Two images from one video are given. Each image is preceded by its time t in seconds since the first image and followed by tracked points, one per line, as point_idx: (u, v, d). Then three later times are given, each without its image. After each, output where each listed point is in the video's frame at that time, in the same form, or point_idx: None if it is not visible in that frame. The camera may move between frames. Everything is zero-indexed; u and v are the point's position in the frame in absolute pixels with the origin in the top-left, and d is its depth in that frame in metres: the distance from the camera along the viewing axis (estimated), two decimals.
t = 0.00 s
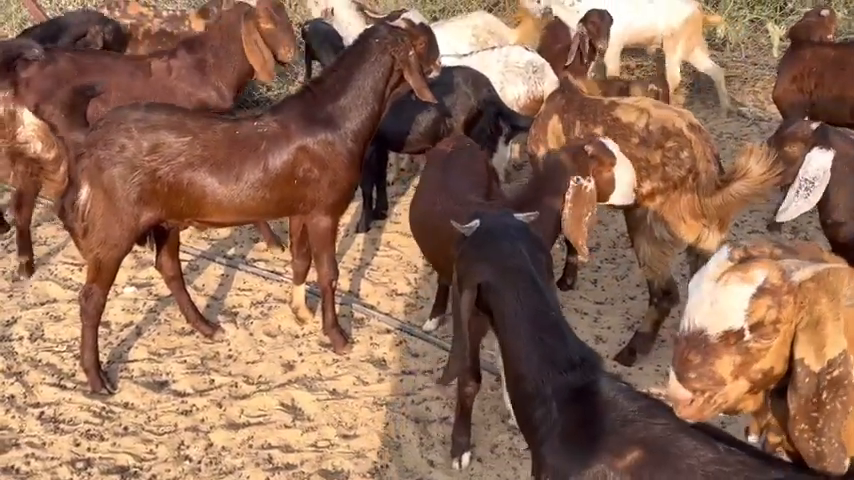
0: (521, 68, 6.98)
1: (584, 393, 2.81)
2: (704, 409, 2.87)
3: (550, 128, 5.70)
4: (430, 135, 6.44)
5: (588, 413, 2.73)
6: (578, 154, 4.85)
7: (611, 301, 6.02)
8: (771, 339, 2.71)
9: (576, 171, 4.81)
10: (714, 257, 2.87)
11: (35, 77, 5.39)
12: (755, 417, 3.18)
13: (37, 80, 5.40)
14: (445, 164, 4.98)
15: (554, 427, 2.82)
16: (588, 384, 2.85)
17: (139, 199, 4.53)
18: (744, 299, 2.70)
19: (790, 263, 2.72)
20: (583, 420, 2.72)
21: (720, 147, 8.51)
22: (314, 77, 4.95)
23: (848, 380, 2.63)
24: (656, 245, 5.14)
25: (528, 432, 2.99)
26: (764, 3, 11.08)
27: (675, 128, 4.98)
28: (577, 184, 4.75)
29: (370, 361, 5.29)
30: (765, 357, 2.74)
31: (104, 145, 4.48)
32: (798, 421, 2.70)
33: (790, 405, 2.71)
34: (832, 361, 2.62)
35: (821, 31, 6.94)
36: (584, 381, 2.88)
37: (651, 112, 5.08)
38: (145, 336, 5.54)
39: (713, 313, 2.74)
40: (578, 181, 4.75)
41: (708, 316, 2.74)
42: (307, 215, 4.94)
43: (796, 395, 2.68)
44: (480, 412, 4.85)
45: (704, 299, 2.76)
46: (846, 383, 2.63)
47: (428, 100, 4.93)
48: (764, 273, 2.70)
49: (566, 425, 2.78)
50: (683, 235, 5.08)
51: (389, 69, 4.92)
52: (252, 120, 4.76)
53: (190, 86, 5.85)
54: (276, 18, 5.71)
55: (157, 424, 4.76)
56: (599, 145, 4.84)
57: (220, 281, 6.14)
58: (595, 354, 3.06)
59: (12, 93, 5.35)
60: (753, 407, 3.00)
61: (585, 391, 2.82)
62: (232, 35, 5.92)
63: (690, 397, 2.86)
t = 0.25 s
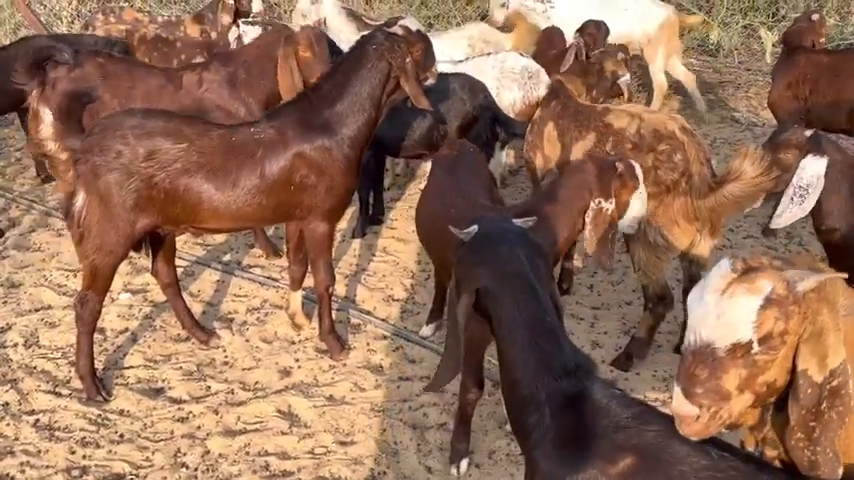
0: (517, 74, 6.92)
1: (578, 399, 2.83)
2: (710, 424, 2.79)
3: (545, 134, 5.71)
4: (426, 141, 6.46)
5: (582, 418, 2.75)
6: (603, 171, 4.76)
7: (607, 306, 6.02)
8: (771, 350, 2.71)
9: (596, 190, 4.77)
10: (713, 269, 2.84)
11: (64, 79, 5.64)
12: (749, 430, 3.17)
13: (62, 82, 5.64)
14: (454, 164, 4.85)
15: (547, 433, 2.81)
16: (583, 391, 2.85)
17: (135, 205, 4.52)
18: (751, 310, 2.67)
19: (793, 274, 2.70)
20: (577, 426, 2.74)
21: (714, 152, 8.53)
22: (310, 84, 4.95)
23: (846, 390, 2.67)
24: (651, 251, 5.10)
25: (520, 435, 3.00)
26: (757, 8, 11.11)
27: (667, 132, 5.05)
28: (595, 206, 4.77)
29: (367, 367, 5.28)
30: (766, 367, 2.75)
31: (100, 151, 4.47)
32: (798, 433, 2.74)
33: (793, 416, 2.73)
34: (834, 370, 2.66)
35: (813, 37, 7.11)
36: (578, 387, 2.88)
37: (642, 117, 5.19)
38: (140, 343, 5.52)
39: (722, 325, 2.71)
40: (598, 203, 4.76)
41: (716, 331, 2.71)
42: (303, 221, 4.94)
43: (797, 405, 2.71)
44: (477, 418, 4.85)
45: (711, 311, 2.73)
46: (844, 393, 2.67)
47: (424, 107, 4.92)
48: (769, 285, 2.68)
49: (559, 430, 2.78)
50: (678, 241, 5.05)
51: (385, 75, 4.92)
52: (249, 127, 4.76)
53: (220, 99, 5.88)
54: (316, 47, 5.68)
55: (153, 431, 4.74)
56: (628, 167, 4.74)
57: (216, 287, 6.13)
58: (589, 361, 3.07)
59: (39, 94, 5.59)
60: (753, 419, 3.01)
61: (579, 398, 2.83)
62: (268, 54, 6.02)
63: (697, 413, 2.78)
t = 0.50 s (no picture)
0: (513, 81, 6.92)
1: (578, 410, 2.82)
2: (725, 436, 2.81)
3: (541, 142, 5.68)
4: (424, 148, 6.50)
5: (580, 428, 2.76)
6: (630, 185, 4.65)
7: (604, 313, 6.03)
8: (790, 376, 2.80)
9: (618, 198, 4.65)
10: (721, 293, 2.88)
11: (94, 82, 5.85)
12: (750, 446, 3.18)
13: (95, 85, 5.87)
14: (471, 170, 4.83)
15: (546, 444, 2.82)
16: (582, 400, 2.86)
17: (132, 213, 4.51)
18: (770, 334, 2.73)
19: (803, 291, 2.81)
20: (575, 435, 2.75)
21: (710, 159, 8.55)
22: (309, 91, 4.97)
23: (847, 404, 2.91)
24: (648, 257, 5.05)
25: (520, 445, 3.01)
26: (751, 16, 11.15)
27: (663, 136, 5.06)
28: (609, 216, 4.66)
29: (365, 374, 5.27)
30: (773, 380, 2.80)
31: (98, 159, 4.46)
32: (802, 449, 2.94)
33: (803, 433, 2.91)
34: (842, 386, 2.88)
35: (806, 44, 7.13)
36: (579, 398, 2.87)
37: (638, 123, 5.19)
38: (137, 351, 5.49)
39: (743, 350, 2.75)
40: (616, 211, 4.65)
41: (736, 356, 2.76)
42: (301, 229, 4.94)
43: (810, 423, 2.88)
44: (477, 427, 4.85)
45: (730, 336, 2.77)
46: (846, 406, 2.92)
47: (422, 116, 4.95)
48: (786, 304, 2.74)
49: (559, 441, 2.79)
50: (675, 247, 5.06)
51: (384, 83, 4.95)
52: (246, 135, 4.76)
53: (246, 102, 5.86)
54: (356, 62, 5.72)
55: (151, 440, 4.72)
56: (654, 186, 4.66)
57: (213, 294, 6.11)
58: (589, 372, 3.06)
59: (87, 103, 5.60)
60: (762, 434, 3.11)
61: (578, 407, 2.83)
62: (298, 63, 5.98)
63: (721, 442, 2.80)
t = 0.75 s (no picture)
0: (509, 88, 6.96)
1: (579, 419, 2.82)
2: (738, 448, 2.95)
3: (537, 149, 5.68)
4: (421, 154, 6.51)
5: (581, 438, 2.76)
6: (661, 194, 4.61)
7: (601, 319, 6.04)
8: (809, 391, 2.96)
9: (650, 212, 4.63)
10: (734, 312, 3.02)
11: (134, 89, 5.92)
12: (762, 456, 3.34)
13: (135, 92, 5.93)
14: (467, 176, 4.82)
15: (546, 453, 2.82)
16: (583, 409, 2.86)
17: (130, 219, 4.50)
18: (791, 350, 2.88)
19: (814, 305, 2.98)
20: (577, 444, 2.75)
21: (705, 165, 8.57)
22: (309, 99, 4.99)
23: None
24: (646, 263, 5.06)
25: (520, 453, 3.01)
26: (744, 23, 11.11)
27: (661, 138, 5.14)
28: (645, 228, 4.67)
29: (363, 381, 5.26)
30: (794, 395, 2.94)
31: (95, 166, 4.45)
32: (811, 459, 3.23)
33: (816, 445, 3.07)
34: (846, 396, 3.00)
35: (801, 51, 7.16)
36: (581, 407, 2.87)
37: (635, 127, 5.26)
38: (133, 357, 5.48)
39: (766, 369, 2.90)
40: (653, 224, 4.66)
41: (759, 375, 2.90)
42: (299, 235, 4.94)
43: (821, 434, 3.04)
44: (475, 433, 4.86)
45: (750, 356, 2.91)
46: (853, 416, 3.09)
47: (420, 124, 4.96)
48: (802, 319, 2.91)
49: (560, 450, 2.78)
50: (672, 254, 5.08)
51: (383, 91, 4.98)
52: (244, 141, 4.75)
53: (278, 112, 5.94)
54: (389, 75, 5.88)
55: (148, 447, 4.71)
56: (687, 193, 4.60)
57: (210, 300, 6.10)
58: (590, 379, 3.06)
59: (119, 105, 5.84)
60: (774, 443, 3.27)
61: (579, 417, 2.83)
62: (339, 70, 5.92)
63: (747, 462, 2.96)
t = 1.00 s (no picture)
0: (508, 95, 7.05)
1: (580, 427, 2.82)
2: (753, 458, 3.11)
3: (535, 156, 5.69)
4: (418, 160, 6.53)
5: (582, 443, 2.76)
6: (701, 206, 4.37)
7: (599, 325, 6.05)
8: (823, 401, 3.11)
9: (688, 226, 4.37)
10: (746, 322, 3.20)
11: (181, 99, 6.19)
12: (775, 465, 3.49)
13: (182, 102, 6.21)
14: (479, 195, 4.80)
15: (547, 461, 2.81)
16: (584, 417, 2.85)
17: (128, 226, 4.49)
18: (804, 358, 3.06)
19: (824, 315, 3.17)
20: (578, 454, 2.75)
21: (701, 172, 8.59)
22: (309, 107, 5.01)
23: None
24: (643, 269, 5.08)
25: (520, 460, 3.00)
26: (739, 30, 11.14)
27: (660, 143, 5.14)
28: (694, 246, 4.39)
29: (362, 388, 5.26)
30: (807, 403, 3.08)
31: (94, 173, 4.45)
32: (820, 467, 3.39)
33: (826, 455, 3.22)
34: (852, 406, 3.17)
35: (797, 61, 7.14)
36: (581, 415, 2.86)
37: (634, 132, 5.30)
38: (130, 364, 5.47)
39: (780, 378, 3.08)
40: (701, 238, 4.37)
41: (774, 384, 3.07)
42: (298, 242, 4.94)
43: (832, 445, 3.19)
44: (474, 441, 4.86)
45: (765, 365, 3.09)
46: None
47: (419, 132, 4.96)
48: (814, 327, 3.10)
49: (561, 459, 2.78)
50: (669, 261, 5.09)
51: (383, 99, 5.00)
52: (243, 148, 4.77)
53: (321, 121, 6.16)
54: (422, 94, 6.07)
55: (146, 455, 4.69)
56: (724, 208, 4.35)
57: (207, 307, 6.09)
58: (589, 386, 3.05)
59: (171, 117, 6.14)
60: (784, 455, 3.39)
61: (580, 425, 2.83)
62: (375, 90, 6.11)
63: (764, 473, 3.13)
